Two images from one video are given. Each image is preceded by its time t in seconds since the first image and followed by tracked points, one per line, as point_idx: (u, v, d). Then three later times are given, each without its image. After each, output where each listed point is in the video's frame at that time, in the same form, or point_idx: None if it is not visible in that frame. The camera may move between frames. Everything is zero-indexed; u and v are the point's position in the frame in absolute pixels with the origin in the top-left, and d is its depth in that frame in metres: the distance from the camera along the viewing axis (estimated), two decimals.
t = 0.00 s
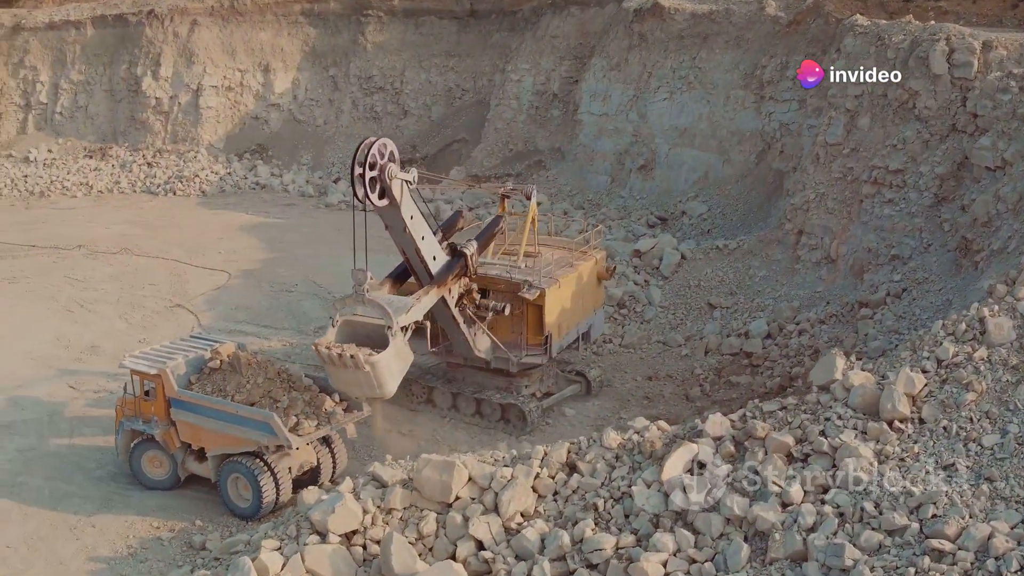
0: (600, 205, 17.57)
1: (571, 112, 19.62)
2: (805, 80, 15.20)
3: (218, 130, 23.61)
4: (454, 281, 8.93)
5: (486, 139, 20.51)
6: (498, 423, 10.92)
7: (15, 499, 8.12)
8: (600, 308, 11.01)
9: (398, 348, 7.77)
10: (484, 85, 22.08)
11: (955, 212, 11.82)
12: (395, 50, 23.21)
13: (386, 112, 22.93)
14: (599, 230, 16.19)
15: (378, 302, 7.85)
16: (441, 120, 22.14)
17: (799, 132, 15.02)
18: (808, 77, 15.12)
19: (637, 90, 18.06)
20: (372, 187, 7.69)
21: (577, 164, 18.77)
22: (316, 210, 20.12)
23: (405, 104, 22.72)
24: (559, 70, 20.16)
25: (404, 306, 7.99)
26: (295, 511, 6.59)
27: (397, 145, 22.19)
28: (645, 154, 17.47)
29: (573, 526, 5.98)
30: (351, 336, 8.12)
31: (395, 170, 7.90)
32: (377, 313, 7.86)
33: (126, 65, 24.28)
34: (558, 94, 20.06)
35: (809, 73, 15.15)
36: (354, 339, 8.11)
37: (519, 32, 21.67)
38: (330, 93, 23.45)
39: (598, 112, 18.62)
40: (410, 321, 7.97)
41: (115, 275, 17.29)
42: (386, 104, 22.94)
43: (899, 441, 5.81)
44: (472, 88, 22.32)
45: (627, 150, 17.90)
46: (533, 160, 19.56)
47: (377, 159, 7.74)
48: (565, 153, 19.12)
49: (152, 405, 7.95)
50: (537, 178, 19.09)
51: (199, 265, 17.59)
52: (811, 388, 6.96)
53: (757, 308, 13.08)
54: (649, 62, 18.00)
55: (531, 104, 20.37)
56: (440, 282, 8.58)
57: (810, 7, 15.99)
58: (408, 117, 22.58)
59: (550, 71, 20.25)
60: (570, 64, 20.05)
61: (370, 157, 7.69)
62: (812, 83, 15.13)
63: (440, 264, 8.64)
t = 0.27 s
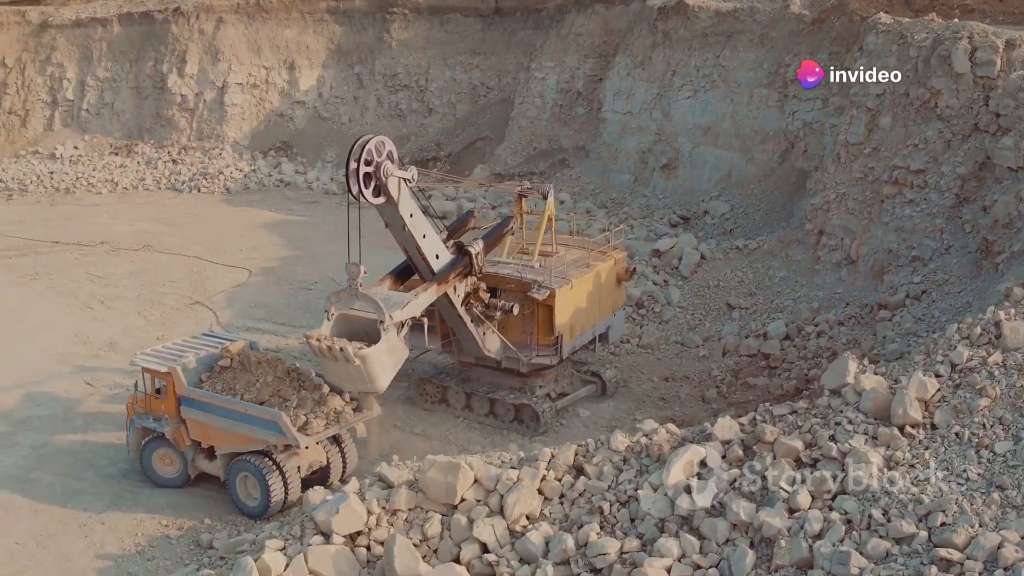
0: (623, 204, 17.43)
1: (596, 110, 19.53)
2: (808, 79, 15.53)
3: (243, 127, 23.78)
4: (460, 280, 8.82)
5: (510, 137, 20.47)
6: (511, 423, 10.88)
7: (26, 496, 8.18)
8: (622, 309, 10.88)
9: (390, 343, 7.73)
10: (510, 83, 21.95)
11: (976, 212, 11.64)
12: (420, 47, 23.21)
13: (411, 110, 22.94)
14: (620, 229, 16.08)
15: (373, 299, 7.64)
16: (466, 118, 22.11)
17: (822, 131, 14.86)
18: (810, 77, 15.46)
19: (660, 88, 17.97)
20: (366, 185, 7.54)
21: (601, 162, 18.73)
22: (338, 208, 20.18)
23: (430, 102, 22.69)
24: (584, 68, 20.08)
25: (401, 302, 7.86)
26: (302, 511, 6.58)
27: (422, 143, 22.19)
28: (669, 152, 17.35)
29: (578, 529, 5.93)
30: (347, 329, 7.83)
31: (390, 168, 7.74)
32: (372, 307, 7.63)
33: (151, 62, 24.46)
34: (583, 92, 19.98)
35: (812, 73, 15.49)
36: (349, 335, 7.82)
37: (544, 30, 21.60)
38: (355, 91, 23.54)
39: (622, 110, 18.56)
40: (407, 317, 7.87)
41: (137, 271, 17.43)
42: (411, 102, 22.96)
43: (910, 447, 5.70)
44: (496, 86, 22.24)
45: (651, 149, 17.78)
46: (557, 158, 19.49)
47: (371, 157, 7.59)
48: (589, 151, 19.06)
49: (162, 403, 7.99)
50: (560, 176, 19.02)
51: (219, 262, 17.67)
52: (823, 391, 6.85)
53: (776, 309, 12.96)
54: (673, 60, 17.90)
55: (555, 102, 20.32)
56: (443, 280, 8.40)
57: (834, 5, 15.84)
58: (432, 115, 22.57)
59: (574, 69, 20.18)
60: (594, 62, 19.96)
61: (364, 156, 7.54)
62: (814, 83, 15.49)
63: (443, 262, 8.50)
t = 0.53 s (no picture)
0: (645, 203, 17.32)
1: (619, 108, 19.46)
2: (808, 79, 15.83)
3: (268, 124, 23.96)
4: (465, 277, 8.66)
5: (534, 135, 20.43)
6: (523, 424, 10.83)
7: (39, 492, 8.23)
8: (642, 310, 10.78)
9: (385, 338, 7.57)
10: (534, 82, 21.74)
11: (998, 213, 11.46)
12: (445, 45, 23.24)
13: (435, 107, 22.98)
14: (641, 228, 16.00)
15: (368, 293, 7.49)
16: (490, 116, 22.10)
17: (844, 130, 14.69)
18: (810, 77, 15.75)
19: (683, 87, 17.87)
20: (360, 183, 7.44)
21: (624, 161, 18.67)
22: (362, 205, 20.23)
23: (455, 100, 22.71)
24: (608, 66, 20.01)
25: (398, 297, 7.69)
26: (307, 511, 6.57)
27: (446, 141, 22.18)
28: (692, 152, 17.23)
29: (582, 532, 5.87)
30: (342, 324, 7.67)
31: (387, 166, 7.62)
32: (366, 301, 7.48)
33: (177, 60, 24.70)
34: (606, 90, 19.89)
35: (813, 73, 15.78)
36: (345, 329, 7.67)
37: (569, 28, 21.55)
38: (379, 89, 23.69)
39: (645, 109, 18.47)
40: (404, 312, 7.70)
41: (157, 268, 17.55)
42: (435, 100, 22.99)
43: (921, 453, 5.59)
44: (521, 84, 22.09)
45: (674, 148, 17.67)
46: (580, 156, 19.45)
47: (366, 155, 7.49)
48: (612, 150, 19.00)
49: (173, 400, 8.03)
50: (583, 174, 18.97)
51: (240, 259, 17.76)
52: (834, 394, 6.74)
53: (794, 311, 12.84)
54: (697, 59, 17.80)
55: (579, 100, 20.26)
56: (444, 278, 8.21)
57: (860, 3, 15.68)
58: (456, 113, 22.57)
59: (598, 67, 20.11)
60: (619, 60, 19.89)
61: (359, 153, 7.45)
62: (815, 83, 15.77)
63: (446, 260, 8.34)
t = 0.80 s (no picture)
0: (664, 202, 17.23)
1: (639, 107, 19.41)
2: (806, 79, 16.08)
3: (289, 122, 24.05)
4: (470, 274, 8.59)
5: (553, 134, 20.41)
6: (534, 424, 10.79)
7: (48, 492, 8.28)
8: (658, 310, 10.67)
9: (382, 334, 7.52)
10: (555, 79, 21.93)
11: (1016, 214, 11.31)
12: (466, 44, 23.28)
13: (456, 106, 23.08)
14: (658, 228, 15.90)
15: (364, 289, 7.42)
16: (511, 115, 22.09)
17: (863, 130, 14.56)
18: (808, 77, 16.00)
19: (703, 85, 17.80)
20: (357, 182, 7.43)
21: (643, 160, 18.62)
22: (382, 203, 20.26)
23: (475, 98, 22.82)
24: (628, 64, 19.96)
25: (397, 293, 7.66)
26: (311, 511, 6.56)
27: (466, 139, 22.19)
28: (711, 151, 17.14)
29: (586, 535, 5.84)
30: (343, 318, 7.59)
31: (385, 164, 7.58)
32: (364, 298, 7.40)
33: (198, 58, 24.78)
34: (627, 89, 19.80)
35: (810, 73, 16.02)
36: (344, 322, 7.61)
37: (589, 26, 21.52)
38: (400, 87, 23.77)
39: (664, 107, 18.41)
40: (403, 309, 7.66)
41: (175, 265, 17.65)
42: (456, 98, 23.10)
43: (928, 458, 5.51)
44: (541, 83, 22.24)
45: (693, 147, 17.57)
46: (600, 155, 19.44)
47: (363, 153, 7.46)
48: (632, 149, 18.96)
49: (181, 399, 8.07)
50: (603, 173, 18.94)
51: (256, 257, 17.82)
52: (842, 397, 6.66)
53: (809, 312, 12.73)
54: (717, 57, 17.73)
55: (599, 98, 20.22)
56: (446, 275, 8.15)
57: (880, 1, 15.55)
58: (477, 111, 22.70)
59: (618, 65, 20.07)
60: (639, 58, 19.84)
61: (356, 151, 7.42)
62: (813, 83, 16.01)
63: (450, 258, 8.29)
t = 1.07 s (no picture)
0: (686, 201, 17.14)
1: (662, 105, 19.31)
2: (807, 79, 16.30)
3: (312, 120, 24.16)
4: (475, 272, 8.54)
5: (576, 132, 20.33)
6: (545, 424, 10.74)
7: (58, 488, 8.36)
8: (676, 313, 10.57)
9: (377, 327, 7.45)
10: (578, 77, 21.76)
11: None
12: (490, 41, 23.24)
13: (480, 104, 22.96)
14: (678, 227, 15.81)
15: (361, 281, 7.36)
16: (534, 112, 22.03)
17: (883, 129, 14.40)
18: (809, 77, 16.22)
19: (725, 84, 17.69)
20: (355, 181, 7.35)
21: (665, 158, 18.51)
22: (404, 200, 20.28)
23: (498, 97, 22.69)
24: (651, 63, 19.87)
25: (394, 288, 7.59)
26: (315, 510, 6.56)
27: (489, 137, 22.13)
28: (733, 150, 17.01)
29: (588, 538, 5.79)
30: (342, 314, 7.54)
31: (384, 161, 7.48)
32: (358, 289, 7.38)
33: (222, 55, 25.03)
34: (650, 87, 19.74)
35: (812, 73, 16.25)
36: (342, 317, 7.56)
37: (613, 24, 21.44)
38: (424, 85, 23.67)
39: (687, 106, 18.31)
40: (400, 303, 7.61)
41: (194, 262, 17.75)
42: (479, 96, 22.98)
43: (936, 464, 5.41)
44: (565, 81, 22.11)
45: (715, 145, 17.46)
46: (622, 153, 19.39)
47: (361, 150, 7.37)
48: (654, 147, 18.87)
49: (190, 396, 8.12)
50: (625, 172, 18.86)
51: (275, 254, 17.89)
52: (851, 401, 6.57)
53: (826, 313, 12.61)
54: (739, 56, 17.63)
55: (622, 97, 20.14)
56: (447, 272, 8.06)
57: None
58: (500, 111, 22.49)
59: (641, 63, 19.99)
60: (662, 57, 19.74)
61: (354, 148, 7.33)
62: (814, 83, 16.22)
63: (453, 256, 8.22)
